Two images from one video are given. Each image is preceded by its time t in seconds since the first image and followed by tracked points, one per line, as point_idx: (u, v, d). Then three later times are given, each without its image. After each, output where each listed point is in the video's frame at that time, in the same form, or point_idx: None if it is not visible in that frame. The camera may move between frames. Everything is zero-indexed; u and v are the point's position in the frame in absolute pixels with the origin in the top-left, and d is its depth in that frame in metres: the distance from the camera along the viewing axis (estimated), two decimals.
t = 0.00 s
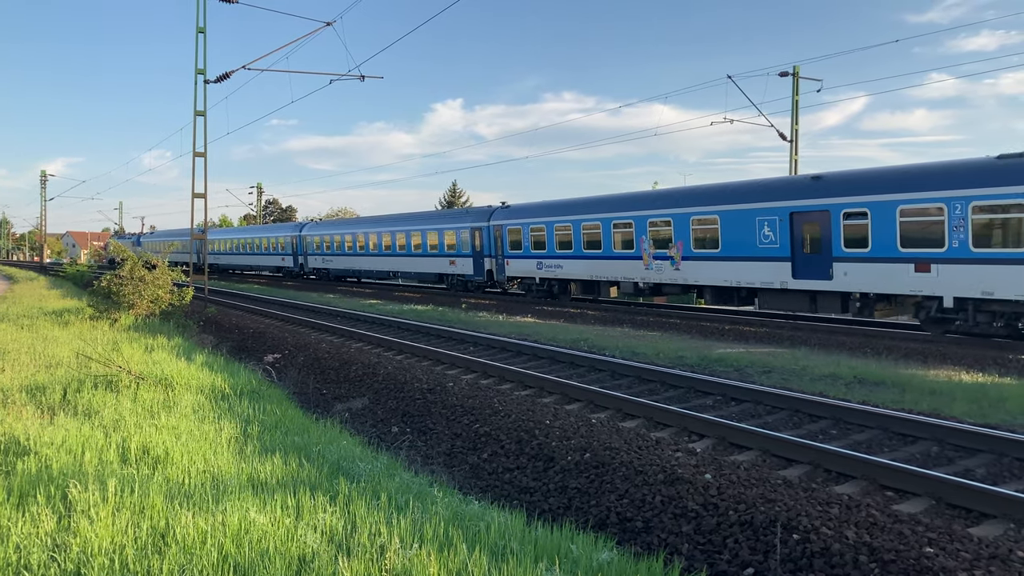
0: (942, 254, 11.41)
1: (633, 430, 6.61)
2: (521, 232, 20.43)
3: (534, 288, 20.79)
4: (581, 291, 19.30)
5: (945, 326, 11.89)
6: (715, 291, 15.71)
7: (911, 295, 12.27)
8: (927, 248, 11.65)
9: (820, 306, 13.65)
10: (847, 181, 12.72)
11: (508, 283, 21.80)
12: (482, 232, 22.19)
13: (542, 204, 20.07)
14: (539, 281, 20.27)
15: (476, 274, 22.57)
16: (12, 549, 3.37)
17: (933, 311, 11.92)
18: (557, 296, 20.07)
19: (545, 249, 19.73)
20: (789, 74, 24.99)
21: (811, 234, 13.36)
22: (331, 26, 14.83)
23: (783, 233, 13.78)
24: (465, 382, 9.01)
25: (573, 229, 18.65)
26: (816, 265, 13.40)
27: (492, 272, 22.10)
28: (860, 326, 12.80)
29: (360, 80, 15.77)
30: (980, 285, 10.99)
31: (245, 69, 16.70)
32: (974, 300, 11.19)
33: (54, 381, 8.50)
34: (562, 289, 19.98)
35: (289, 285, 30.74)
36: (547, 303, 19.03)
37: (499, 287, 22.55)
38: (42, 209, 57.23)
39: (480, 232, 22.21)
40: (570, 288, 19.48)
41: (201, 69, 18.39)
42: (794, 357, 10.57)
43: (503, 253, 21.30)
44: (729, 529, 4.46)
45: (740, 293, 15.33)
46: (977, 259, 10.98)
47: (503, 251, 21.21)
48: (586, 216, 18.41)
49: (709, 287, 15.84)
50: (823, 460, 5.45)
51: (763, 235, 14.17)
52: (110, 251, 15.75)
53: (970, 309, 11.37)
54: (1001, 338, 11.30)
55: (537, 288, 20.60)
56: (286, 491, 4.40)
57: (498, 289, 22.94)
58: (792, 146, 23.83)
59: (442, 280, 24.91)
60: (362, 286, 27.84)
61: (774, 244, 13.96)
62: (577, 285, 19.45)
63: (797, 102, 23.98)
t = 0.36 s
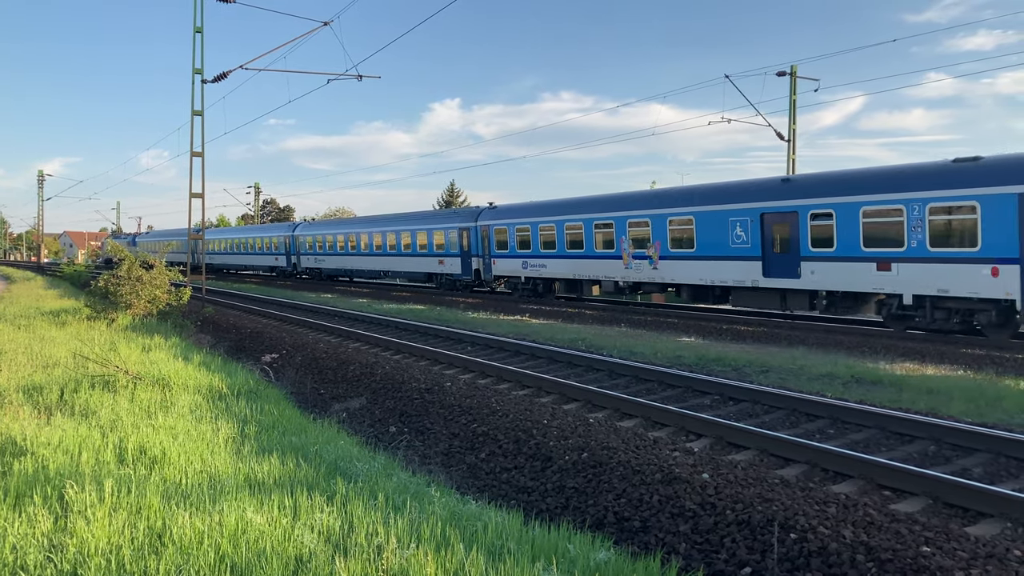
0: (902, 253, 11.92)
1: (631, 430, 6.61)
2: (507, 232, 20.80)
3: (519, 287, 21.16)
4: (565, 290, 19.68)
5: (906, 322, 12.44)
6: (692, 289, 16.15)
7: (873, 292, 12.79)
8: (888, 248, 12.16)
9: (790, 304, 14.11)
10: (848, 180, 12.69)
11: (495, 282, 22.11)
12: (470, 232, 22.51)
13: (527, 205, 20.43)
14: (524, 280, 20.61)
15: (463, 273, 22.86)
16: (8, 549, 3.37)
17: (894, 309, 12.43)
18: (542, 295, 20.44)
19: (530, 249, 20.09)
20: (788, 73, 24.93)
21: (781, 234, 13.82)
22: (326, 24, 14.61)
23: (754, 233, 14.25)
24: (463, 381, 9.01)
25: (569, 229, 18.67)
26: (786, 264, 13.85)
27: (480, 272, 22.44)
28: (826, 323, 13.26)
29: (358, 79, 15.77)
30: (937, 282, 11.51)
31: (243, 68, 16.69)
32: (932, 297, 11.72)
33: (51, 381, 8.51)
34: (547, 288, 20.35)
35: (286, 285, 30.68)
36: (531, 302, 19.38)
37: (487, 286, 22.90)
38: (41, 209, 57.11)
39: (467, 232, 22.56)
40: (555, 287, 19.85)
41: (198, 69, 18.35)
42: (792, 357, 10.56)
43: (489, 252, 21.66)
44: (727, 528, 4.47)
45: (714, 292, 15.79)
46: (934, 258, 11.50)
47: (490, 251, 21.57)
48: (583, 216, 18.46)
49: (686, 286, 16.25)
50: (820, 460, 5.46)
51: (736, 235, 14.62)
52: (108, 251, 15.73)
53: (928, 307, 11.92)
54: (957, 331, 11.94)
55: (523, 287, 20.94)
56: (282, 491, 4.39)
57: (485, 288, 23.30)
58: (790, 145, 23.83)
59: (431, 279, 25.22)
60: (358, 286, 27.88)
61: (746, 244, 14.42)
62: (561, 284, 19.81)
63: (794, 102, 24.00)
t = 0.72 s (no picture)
0: (868, 254, 12.29)
1: (631, 430, 6.61)
2: (496, 233, 21.32)
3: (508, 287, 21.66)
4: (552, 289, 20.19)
5: (873, 319, 12.81)
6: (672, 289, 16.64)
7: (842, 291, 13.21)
8: (856, 248, 12.53)
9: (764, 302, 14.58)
10: (847, 180, 12.61)
11: (485, 281, 22.62)
12: (460, 232, 23.01)
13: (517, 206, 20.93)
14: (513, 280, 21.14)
15: (454, 272, 23.34)
16: (8, 549, 3.37)
17: (861, 306, 12.79)
18: (531, 294, 20.99)
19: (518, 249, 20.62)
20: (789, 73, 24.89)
21: (755, 235, 14.28)
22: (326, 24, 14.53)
23: (729, 233, 14.70)
24: (463, 381, 9.01)
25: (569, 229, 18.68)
26: (760, 264, 14.29)
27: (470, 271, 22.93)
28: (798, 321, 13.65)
29: (358, 79, 15.76)
30: (900, 282, 11.89)
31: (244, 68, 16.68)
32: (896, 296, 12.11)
33: (52, 380, 8.52)
34: (535, 287, 20.86)
35: (285, 284, 30.68)
36: (520, 300, 19.83)
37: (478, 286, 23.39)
38: (41, 209, 57.05)
39: (458, 232, 23.06)
40: (543, 286, 20.35)
41: (199, 69, 18.32)
42: (792, 357, 10.56)
43: (479, 252, 22.17)
44: (727, 529, 4.46)
45: (692, 290, 16.30)
46: (897, 259, 11.87)
47: (480, 251, 22.08)
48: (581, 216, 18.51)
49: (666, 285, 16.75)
50: (820, 460, 5.46)
51: (713, 235, 15.08)
52: (109, 251, 15.74)
53: (894, 304, 12.29)
54: (921, 329, 12.29)
55: (512, 286, 21.48)
56: (283, 491, 4.39)
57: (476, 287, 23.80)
58: (790, 145, 23.82)
59: (424, 278, 25.65)
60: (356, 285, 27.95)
61: (722, 244, 14.89)
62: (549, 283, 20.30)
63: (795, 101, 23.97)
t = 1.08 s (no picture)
0: (840, 254, 12.73)
1: (634, 430, 6.60)
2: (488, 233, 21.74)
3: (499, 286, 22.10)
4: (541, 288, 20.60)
5: (844, 317, 13.22)
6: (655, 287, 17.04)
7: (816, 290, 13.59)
8: (829, 249, 12.95)
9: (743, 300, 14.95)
10: (856, 180, 12.48)
11: (478, 281, 23.05)
12: (453, 232, 23.41)
13: (509, 206, 21.30)
14: (503, 279, 21.57)
15: (448, 272, 23.73)
16: (13, 547, 3.39)
17: (833, 304, 13.21)
18: (521, 293, 21.38)
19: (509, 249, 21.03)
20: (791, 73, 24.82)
21: (734, 235, 14.68)
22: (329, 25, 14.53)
23: (710, 233, 15.12)
24: (466, 381, 9.00)
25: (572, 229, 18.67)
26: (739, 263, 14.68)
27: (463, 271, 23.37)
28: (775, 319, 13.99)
29: (361, 79, 15.77)
30: (871, 281, 12.29)
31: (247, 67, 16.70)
32: (866, 294, 12.56)
33: (56, 379, 8.55)
34: (526, 286, 21.27)
35: (287, 284, 30.71)
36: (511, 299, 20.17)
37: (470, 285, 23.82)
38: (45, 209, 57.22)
39: (450, 232, 23.47)
40: (533, 286, 20.77)
41: (203, 69, 18.33)
42: (795, 357, 10.54)
43: (472, 252, 22.58)
44: (730, 529, 4.46)
45: (675, 289, 16.69)
46: (867, 258, 12.32)
47: (472, 251, 22.50)
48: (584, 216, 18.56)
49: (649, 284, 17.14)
50: (823, 460, 5.45)
51: (695, 236, 15.49)
52: (112, 251, 15.78)
53: (864, 301, 12.74)
54: (889, 325, 12.74)
55: (503, 286, 21.77)
56: (286, 490, 4.40)
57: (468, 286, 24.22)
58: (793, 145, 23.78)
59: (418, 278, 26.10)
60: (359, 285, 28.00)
61: (703, 244, 15.30)
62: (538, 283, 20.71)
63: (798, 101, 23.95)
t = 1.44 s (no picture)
0: (813, 253, 13.39)
1: (637, 429, 6.59)
2: (480, 233, 22.41)
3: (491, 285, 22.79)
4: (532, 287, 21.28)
5: (818, 314, 13.85)
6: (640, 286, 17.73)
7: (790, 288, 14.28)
8: (803, 249, 13.62)
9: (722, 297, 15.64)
10: (869, 179, 12.49)
11: (471, 279, 23.73)
12: (447, 232, 24.05)
13: (502, 207, 21.82)
14: (495, 278, 22.25)
15: (442, 271, 24.36)
16: (17, 546, 3.39)
17: (807, 302, 13.88)
18: (513, 291, 22.06)
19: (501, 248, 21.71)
20: (796, 72, 24.74)
21: (714, 235, 15.37)
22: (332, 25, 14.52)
23: (691, 233, 15.83)
24: (470, 381, 8.99)
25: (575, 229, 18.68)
26: (719, 262, 15.36)
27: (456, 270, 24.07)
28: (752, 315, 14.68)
29: (365, 78, 15.76)
30: (842, 279, 12.96)
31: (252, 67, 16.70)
32: (837, 292, 13.21)
33: (59, 378, 8.58)
34: (517, 284, 21.97)
35: (290, 284, 30.76)
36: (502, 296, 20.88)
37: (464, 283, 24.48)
38: (49, 208, 57.39)
39: (444, 232, 24.10)
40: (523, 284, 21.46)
41: (207, 68, 18.34)
42: (798, 356, 10.53)
43: (465, 251, 23.25)
44: (734, 528, 4.45)
45: (659, 287, 17.37)
46: (839, 258, 12.97)
47: (465, 250, 23.21)
48: (587, 215, 18.62)
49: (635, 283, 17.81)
50: (827, 460, 5.44)
51: (677, 236, 16.18)
52: (115, 250, 15.80)
53: (835, 299, 13.38)
54: (860, 322, 13.35)
55: (495, 284, 22.52)
56: (290, 489, 4.41)
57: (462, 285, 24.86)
58: (797, 145, 23.73)
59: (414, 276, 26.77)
60: (362, 285, 28.03)
61: (686, 244, 15.97)
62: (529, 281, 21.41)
63: (802, 101, 23.90)
